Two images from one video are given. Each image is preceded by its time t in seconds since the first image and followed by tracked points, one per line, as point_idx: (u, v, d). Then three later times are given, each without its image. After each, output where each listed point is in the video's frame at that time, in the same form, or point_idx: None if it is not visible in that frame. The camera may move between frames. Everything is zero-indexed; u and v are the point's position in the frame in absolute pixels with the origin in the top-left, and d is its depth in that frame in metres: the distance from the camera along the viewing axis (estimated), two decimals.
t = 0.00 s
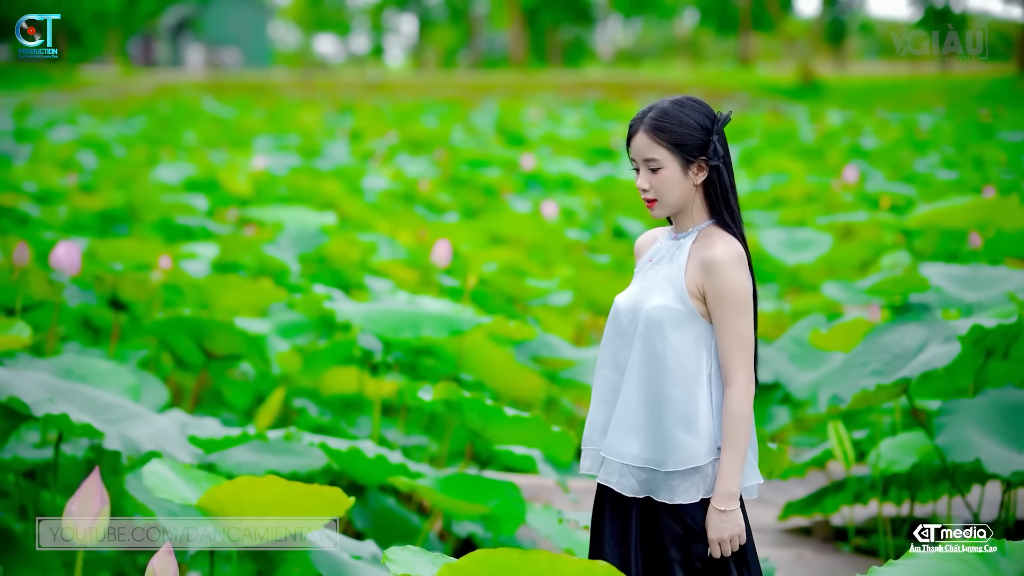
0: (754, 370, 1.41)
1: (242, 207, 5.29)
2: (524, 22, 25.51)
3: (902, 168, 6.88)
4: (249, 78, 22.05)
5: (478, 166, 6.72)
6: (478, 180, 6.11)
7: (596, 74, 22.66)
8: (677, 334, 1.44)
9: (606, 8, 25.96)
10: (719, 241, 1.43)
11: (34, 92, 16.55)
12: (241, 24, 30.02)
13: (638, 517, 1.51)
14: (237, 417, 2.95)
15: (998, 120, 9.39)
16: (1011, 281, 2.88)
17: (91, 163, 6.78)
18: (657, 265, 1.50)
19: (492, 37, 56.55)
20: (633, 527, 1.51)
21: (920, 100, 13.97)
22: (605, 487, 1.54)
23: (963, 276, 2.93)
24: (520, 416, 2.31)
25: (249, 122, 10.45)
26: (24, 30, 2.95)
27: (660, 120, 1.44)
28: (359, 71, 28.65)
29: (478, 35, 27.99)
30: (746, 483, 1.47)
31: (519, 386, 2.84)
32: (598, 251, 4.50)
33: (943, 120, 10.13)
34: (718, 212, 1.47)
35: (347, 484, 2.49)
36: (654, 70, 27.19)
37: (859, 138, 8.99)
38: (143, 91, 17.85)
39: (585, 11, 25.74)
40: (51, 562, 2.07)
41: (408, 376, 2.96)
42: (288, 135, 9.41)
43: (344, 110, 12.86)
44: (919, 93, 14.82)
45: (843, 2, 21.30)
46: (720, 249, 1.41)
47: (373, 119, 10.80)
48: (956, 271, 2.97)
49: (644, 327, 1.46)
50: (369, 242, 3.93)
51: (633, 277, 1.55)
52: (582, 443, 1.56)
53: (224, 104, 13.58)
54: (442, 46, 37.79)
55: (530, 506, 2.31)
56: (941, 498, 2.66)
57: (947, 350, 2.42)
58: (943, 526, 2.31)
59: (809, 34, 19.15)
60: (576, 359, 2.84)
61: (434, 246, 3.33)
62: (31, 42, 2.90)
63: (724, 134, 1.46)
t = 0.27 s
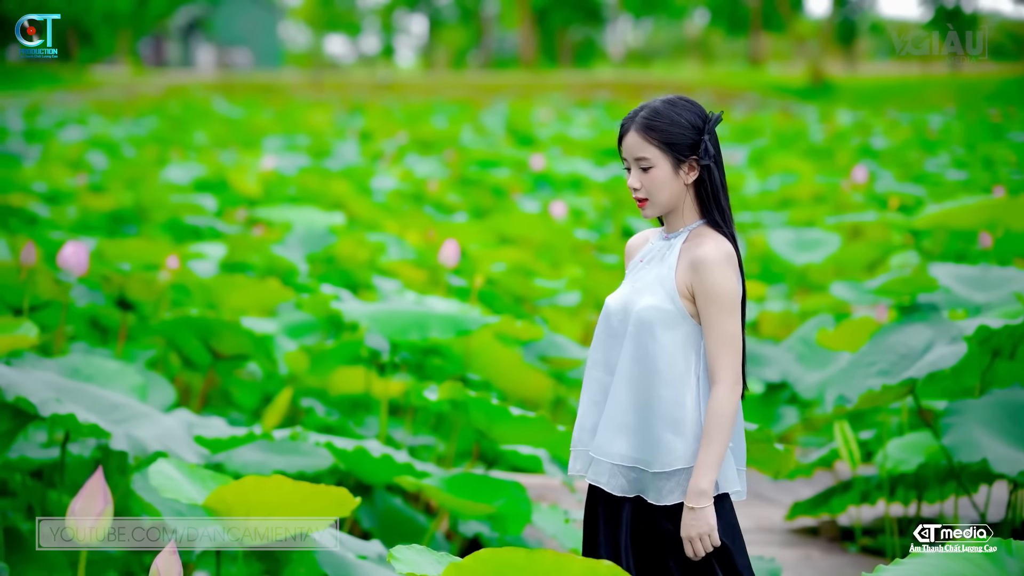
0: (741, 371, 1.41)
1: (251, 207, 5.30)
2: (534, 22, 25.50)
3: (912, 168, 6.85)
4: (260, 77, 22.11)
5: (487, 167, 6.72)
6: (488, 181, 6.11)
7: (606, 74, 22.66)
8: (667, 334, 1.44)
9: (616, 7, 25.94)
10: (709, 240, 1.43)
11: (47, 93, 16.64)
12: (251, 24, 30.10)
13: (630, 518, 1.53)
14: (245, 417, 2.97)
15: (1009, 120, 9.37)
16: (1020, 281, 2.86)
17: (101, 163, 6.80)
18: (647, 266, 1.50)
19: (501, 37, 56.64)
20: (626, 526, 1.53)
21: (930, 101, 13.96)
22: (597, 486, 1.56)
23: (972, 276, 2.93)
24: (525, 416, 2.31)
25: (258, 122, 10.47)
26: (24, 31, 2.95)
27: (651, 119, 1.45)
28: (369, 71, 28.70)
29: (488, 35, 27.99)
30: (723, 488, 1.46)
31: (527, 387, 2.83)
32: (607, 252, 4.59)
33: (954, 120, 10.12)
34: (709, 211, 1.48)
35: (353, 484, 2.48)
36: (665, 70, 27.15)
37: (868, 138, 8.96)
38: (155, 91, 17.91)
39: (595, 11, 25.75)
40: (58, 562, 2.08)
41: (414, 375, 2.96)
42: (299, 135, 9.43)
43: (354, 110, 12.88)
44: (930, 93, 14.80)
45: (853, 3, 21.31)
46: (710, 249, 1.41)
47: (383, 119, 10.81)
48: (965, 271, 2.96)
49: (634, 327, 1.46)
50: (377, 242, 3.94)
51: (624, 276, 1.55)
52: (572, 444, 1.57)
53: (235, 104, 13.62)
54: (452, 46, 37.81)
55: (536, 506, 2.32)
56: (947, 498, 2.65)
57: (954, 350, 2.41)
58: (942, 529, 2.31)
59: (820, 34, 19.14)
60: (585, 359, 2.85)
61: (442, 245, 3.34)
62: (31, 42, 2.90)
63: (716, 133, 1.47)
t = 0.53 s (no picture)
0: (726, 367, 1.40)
1: (259, 207, 5.31)
2: (544, 22, 25.47)
3: (921, 168, 6.82)
4: (270, 77, 22.15)
5: (497, 167, 6.71)
6: (497, 181, 6.11)
7: (615, 74, 22.65)
8: (654, 330, 1.44)
9: (626, 7, 25.90)
10: (697, 236, 1.43)
11: (60, 93, 16.71)
12: (261, 25, 30.15)
13: (615, 518, 1.53)
14: (253, 418, 2.97)
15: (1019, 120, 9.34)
16: None
17: (110, 163, 6.82)
18: (636, 263, 1.50)
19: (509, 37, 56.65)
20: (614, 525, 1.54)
21: (941, 101, 13.94)
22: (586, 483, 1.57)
23: (981, 277, 2.92)
24: (530, 416, 2.31)
25: (268, 121, 10.49)
26: (25, 31, 2.95)
27: (640, 115, 1.45)
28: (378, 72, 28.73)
29: (498, 35, 27.97)
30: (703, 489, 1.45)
31: (534, 387, 2.81)
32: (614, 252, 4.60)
33: (964, 120, 10.09)
34: (697, 208, 1.48)
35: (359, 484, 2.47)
36: (675, 70, 27.10)
37: (878, 138, 8.93)
38: (166, 92, 17.95)
39: (605, 11, 25.74)
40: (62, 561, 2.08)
41: (421, 374, 2.95)
42: (308, 135, 9.45)
43: (364, 110, 12.90)
44: (941, 93, 14.77)
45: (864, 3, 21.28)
46: (697, 244, 1.41)
47: (393, 119, 10.82)
48: (974, 272, 2.95)
49: (622, 323, 1.46)
50: (385, 242, 3.95)
51: (614, 273, 1.56)
52: (559, 440, 1.56)
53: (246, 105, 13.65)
54: (461, 45, 37.81)
55: (542, 505, 2.31)
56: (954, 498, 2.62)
57: (960, 350, 2.40)
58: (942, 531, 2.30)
59: (830, 34, 19.10)
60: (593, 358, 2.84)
61: (449, 245, 3.34)
62: (31, 42, 2.90)
63: (706, 129, 1.47)
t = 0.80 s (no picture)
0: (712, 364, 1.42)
1: (269, 206, 5.32)
2: (556, 21, 25.47)
3: (933, 168, 6.79)
4: (282, 76, 22.20)
5: (508, 167, 6.71)
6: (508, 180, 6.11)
7: (626, 74, 22.63)
8: (642, 326, 1.45)
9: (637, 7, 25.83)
10: (686, 234, 1.45)
11: (74, 94, 16.79)
12: (274, 24, 30.26)
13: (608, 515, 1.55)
14: (262, 416, 2.99)
15: None
16: None
17: (121, 162, 6.85)
18: (626, 261, 1.52)
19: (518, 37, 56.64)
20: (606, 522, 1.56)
21: (954, 100, 13.90)
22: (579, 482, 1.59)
23: (992, 276, 2.90)
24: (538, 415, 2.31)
25: (279, 121, 10.52)
26: (24, 31, 2.99)
27: (634, 110, 1.47)
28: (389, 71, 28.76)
29: (509, 34, 27.94)
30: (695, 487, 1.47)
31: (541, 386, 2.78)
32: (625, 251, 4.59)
33: (977, 119, 10.07)
34: (688, 206, 1.50)
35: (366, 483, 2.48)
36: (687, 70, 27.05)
37: (889, 138, 8.89)
38: (178, 92, 17.99)
39: (616, 11, 25.72)
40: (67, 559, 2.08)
41: (429, 372, 2.92)
42: (319, 134, 9.47)
43: (375, 110, 12.92)
44: (954, 91, 14.73)
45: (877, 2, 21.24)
46: (687, 242, 1.43)
47: (404, 118, 10.83)
48: (985, 271, 2.94)
49: (611, 321, 1.47)
50: (395, 241, 3.97)
51: (604, 271, 1.57)
52: (548, 439, 1.55)
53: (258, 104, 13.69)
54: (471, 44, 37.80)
55: (550, 504, 2.31)
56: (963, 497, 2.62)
57: (968, 349, 2.40)
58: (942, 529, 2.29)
59: (842, 34, 19.06)
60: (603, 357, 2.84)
61: (458, 244, 3.34)
62: (31, 41, 2.92)
63: (699, 127, 1.49)
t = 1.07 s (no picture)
0: (693, 362, 1.44)
1: (278, 206, 5.34)
2: (566, 21, 25.48)
3: (943, 168, 6.79)
4: (293, 76, 22.23)
5: (517, 167, 6.72)
6: (518, 180, 6.12)
7: (636, 73, 22.64)
8: (628, 324, 1.46)
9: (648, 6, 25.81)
10: (675, 233, 1.47)
11: (87, 94, 16.84)
12: (286, 24, 30.27)
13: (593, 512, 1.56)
14: (271, 416, 3.00)
15: None
16: None
17: (131, 162, 6.88)
18: (614, 259, 1.53)
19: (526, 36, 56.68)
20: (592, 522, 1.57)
21: (966, 99, 13.88)
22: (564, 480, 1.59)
23: (1000, 276, 2.90)
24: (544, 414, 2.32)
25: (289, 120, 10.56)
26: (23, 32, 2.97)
27: (628, 107, 1.48)
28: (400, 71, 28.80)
29: (520, 34, 27.91)
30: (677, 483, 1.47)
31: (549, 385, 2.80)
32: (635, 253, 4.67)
33: (988, 119, 10.05)
34: (677, 205, 1.51)
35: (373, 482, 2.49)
36: (697, 70, 27.02)
37: (900, 138, 8.88)
38: (190, 92, 18.02)
39: (627, 11, 25.73)
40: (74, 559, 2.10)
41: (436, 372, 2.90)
42: (330, 134, 9.50)
43: (386, 110, 12.96)
44: (967, 90, 14.71)
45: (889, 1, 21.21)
46: (674, 241, 1.45)
47: (415, 118, 10.83)
48: (994, 270, 2.93)
49: (599, 319, 1.49)
50: (404, 241, 3.99)
51: (592, 269, 1.59)
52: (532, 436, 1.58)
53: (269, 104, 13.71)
54: (481, 43, 37.78)
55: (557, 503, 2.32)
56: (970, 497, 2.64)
57: (975, 348, 2.40)
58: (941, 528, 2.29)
59: (854, 33, 19.05)
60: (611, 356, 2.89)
61: (466, 243, 3.35)
62: (30, 42, 2.92)
63: (692, 127, 1.50)
